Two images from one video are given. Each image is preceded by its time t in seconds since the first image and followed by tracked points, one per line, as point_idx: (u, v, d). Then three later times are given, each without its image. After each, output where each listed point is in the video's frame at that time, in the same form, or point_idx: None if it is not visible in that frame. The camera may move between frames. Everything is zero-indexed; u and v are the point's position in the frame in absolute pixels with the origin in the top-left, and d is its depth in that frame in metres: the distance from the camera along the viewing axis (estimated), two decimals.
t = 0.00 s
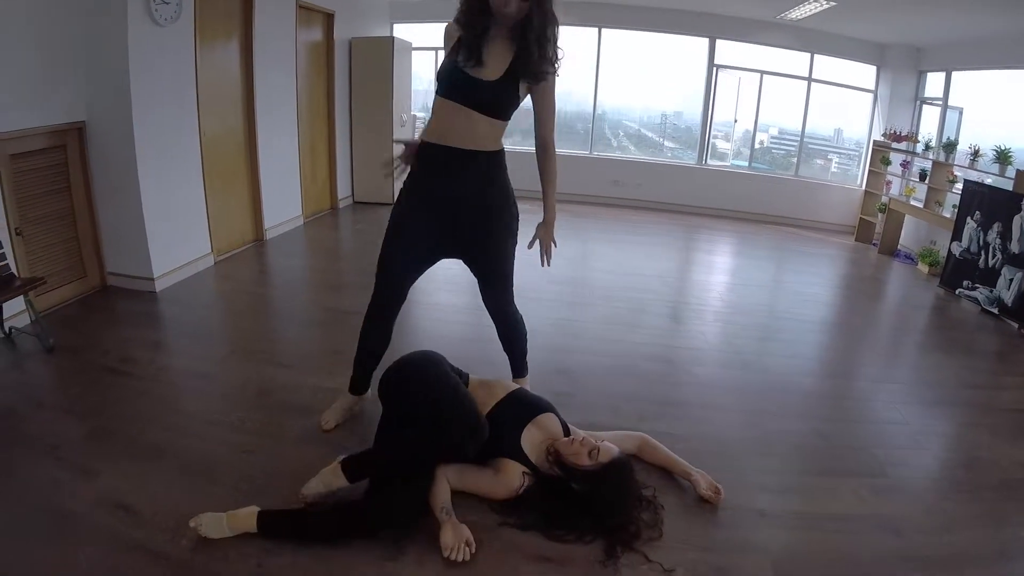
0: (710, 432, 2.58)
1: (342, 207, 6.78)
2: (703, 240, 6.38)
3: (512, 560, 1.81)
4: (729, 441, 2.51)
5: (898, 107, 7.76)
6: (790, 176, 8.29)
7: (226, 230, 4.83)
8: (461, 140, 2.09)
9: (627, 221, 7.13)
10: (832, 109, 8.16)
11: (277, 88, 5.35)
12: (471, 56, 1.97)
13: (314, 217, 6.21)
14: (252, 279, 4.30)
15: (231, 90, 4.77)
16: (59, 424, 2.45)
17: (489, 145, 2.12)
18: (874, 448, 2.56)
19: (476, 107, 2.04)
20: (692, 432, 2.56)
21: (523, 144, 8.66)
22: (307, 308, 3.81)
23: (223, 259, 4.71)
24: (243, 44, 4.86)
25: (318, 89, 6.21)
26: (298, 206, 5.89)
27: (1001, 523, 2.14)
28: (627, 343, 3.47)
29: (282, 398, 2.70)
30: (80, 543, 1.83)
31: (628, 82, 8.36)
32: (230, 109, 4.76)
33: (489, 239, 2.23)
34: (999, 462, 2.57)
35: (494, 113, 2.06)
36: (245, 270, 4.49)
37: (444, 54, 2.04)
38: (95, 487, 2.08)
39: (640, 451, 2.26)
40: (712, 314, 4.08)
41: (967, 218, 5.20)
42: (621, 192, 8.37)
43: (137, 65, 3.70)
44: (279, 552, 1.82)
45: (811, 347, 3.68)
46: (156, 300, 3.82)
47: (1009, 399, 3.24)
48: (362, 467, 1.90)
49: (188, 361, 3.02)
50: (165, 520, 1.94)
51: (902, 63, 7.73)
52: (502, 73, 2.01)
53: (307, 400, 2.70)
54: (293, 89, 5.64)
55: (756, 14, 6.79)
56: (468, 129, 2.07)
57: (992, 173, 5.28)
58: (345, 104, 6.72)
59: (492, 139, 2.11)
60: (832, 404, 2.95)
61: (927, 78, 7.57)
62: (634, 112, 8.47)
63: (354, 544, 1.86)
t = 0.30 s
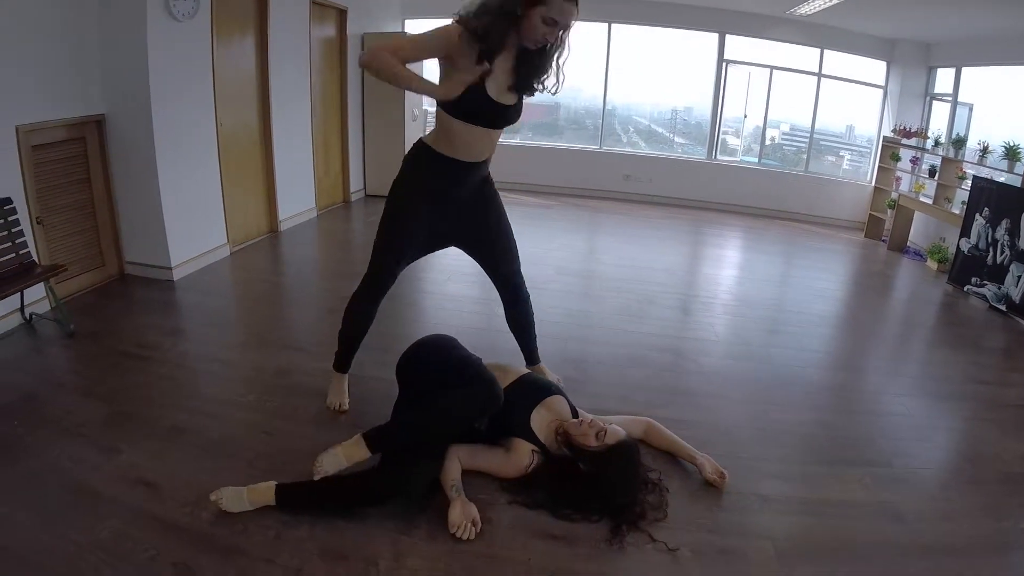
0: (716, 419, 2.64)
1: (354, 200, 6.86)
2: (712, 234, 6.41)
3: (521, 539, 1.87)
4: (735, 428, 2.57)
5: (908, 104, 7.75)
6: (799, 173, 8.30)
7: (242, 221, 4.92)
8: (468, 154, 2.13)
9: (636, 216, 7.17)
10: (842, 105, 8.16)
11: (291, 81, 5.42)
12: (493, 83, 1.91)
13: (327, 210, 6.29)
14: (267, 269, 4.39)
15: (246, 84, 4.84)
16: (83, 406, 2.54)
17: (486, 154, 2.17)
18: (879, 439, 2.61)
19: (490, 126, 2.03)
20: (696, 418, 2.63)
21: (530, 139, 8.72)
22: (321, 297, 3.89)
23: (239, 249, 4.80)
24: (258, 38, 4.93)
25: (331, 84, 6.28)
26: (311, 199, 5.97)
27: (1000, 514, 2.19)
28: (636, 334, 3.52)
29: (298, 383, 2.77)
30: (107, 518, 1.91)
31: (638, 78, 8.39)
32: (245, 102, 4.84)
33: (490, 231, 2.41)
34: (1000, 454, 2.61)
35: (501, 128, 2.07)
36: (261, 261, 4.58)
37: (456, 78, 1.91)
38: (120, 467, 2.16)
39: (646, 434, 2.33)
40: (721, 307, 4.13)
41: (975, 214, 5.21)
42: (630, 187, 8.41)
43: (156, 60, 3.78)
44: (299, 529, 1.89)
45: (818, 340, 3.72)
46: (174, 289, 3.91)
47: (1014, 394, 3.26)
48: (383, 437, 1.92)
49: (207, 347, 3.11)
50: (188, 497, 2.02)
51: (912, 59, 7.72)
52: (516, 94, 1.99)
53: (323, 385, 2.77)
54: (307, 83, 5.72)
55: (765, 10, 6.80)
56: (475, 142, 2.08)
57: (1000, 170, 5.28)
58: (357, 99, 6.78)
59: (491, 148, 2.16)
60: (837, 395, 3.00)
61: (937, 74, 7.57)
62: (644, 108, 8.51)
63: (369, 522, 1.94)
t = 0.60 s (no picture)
0: (725, 409, 2.71)
1: (374, 195, 6.98)
2: (726, 232, 6.47)
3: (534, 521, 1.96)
4: (744, 418, 2.64)
5: (923, 104, 7.73)
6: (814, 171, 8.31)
7: (265, 215, 5.05)
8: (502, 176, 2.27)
9: (650, 213, 7.24)
10: (859, 104, 8.16)
11: (314, 78, 5.54)
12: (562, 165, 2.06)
13: (347, 205, 6.41)
14: (289, 262, 4.50)
15: (271, 80, 4.97)
16: (116, 388, 2.67)
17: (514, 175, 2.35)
18: (884, 431, 2.67)
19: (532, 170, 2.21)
20: (705, 408, 2.71)
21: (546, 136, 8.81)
22: (341, 289, 4.00)
23: (262, 242, 4.93)
24: (282, 36, 5.06)
25: (352, 82, 6.40)
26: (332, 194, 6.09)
27: (999, 504, 2.25)
28: (650, 327, 3.60)
29: (321, 370, 2.88)
30: (142, 493, 2.03)
31: (653, 76, 8.46)
32: (269, 99, 4.97)
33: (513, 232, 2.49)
34: (1004, 448, 2.66)
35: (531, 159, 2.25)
36: (283, 253, 4.70)
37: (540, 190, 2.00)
38: (153, 447, 2.28)
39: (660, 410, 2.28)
40: (734, 303, 4.20)
41: (987, 214, 5.24)
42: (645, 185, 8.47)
43: (183, 58, 3.90)
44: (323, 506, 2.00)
45: (828, 336, 3.78)
46: (199, 279, 4.04)
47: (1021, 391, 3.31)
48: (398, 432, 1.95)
49: (233, 335, 3.23)
50: (218, 475, 2.14)
51: (927, 59, 7.70)
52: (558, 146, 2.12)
53: (345, 372, 2.88)
54: (329, 81, 5.84)
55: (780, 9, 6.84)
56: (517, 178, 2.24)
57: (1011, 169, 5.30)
58: (377, 96, 6.91)
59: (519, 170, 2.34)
60: (846, 389, 3.07)
61: (951, 74, 7.53)
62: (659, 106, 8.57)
63: (390, 501, 2.04)
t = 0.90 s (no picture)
0: (728, 403, 2.79)
1: (386, 191, 7.07)
2: (733, 231, 6.54)
3: (540, 506, 2.05)
4: (745, 412, 2.72)
5: (929, 107, 7.76)
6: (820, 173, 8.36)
7: (278, 210, 5.14)
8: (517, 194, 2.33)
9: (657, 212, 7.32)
10: (866, 107, 8.21)
11: (327, 76, 5.63)
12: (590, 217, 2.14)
13: (359, 201, 6.50)
14: (301, 256, 4.60)
15: (286, 78, 5.05)
16: (137, 377, 2.76)
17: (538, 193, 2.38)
18: (882, 426, 2.74)
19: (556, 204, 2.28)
20: (708, 401, 2.78)
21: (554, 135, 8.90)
22: (353, 283, 4.09)
23: (275, 237, 5.02)
24: (297, 35, 5.15)
25: (365, 80, 6.49)
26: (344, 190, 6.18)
27: (990, 496, 2.32)
28: (656, 323, 3.68)
29: (334, 361, 2.97)
30: (165, 476, 2.12)
31: (662, 77, 8.52)
32: (284, 96, 5.06)
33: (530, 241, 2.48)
34: (998, 443, 2.73)
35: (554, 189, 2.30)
36: (295, 248, 4.79)
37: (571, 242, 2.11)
38: (174, 434, 2.37)
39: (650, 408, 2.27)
40: (739, 301, 4.27)
41: (989, 216, 5.29)
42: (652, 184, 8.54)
43: (201, 57, 4.00)
44: (338, 491, 2.08)
45: (831, 334, 3.85)
46: (214, 273, 4.14)
47: (1019, 389, 3.37)
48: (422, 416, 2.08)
49: (248, 327, 3.32)
50: (237, 460, 2.22)
51: (934, 63, 7.75)
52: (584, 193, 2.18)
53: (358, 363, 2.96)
54: (343, 79, 5.93)
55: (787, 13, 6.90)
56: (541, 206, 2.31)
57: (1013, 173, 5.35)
58: (390, 94, 6.99)
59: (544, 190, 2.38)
60: (847, 385, 3.14)
61: (957, 78, 7.60)
62: (668, 107, 8.64)
63: (402, 487, 2.12)
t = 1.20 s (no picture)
0: (726, 397, 2.84)
1: (387, 192, 7.12)
2: (731, 229, 6.60)
3: (540, 499, 2.09)
4: (743, 405, 2.77)
5: (922, 105, 7.83)
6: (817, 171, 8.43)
7: (280, 211, 5.19)
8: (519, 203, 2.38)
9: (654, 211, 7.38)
10: (863, 105, 8.28)
11: (329, 78, 5.68)
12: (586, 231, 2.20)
13: (360, 202, 6.55)
14: (303, 257, 4.64)
15: (287, 80, 5.11)
16: (144, 377, 2.80)
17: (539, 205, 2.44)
18: (876, 417, 2.80)
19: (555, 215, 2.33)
20: (707, 396, 2.83)
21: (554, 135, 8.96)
22: (355, 283, 4.14)
23: (277, 238, 5.06)
24: (299, 38, 5.20)
25: (366, 82, 6.54)
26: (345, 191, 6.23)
27: (980, 482, 2.37)
28: (655, 319, 3.74)
29: (337, 359, 3.02)
30: (173, 473, 2.17)
31: (660, 78, 8.59)
32: (286, 98, 5.11)
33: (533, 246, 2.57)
34: (989, 431, 2.79)
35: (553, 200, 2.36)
36: (297, 249, 4.84)
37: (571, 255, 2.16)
38: (182, 431, 2.41)
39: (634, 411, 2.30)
40: (737, 297, 4.34)
41: (982, 211, 5.35)
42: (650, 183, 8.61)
43: (204, 60, 4.05)
44: (343, 485, 2.13)
45: (827, 328, 3.91)
46: (216, 274, 4.18)
47: (1012, 380, 3.42)
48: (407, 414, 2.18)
49: (252, 326, 3.37)
50: (243, 456, 2.27)
51: (927, 62, 7.82)
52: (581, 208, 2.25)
53: (361, 362, 3.01)
54: (344, 81, 5.98)
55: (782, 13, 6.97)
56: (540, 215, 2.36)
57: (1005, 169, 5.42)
58: (391, 96, 7.05)
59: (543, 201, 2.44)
60: (843, 378, 3.19)
61: (950, 76, 7.66)
62: (666, 106, 8.70)
63: (406, 481, 2.17)
